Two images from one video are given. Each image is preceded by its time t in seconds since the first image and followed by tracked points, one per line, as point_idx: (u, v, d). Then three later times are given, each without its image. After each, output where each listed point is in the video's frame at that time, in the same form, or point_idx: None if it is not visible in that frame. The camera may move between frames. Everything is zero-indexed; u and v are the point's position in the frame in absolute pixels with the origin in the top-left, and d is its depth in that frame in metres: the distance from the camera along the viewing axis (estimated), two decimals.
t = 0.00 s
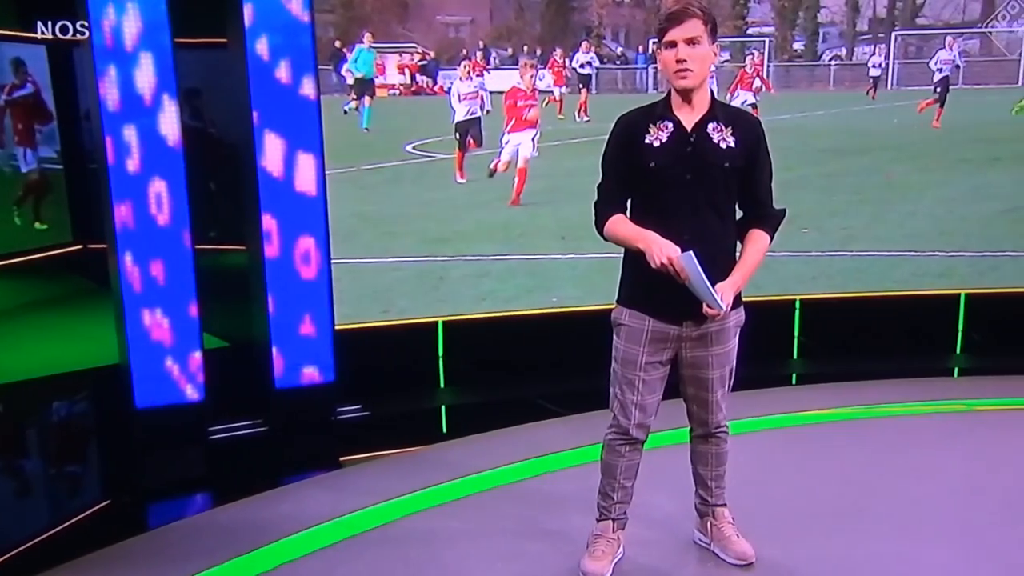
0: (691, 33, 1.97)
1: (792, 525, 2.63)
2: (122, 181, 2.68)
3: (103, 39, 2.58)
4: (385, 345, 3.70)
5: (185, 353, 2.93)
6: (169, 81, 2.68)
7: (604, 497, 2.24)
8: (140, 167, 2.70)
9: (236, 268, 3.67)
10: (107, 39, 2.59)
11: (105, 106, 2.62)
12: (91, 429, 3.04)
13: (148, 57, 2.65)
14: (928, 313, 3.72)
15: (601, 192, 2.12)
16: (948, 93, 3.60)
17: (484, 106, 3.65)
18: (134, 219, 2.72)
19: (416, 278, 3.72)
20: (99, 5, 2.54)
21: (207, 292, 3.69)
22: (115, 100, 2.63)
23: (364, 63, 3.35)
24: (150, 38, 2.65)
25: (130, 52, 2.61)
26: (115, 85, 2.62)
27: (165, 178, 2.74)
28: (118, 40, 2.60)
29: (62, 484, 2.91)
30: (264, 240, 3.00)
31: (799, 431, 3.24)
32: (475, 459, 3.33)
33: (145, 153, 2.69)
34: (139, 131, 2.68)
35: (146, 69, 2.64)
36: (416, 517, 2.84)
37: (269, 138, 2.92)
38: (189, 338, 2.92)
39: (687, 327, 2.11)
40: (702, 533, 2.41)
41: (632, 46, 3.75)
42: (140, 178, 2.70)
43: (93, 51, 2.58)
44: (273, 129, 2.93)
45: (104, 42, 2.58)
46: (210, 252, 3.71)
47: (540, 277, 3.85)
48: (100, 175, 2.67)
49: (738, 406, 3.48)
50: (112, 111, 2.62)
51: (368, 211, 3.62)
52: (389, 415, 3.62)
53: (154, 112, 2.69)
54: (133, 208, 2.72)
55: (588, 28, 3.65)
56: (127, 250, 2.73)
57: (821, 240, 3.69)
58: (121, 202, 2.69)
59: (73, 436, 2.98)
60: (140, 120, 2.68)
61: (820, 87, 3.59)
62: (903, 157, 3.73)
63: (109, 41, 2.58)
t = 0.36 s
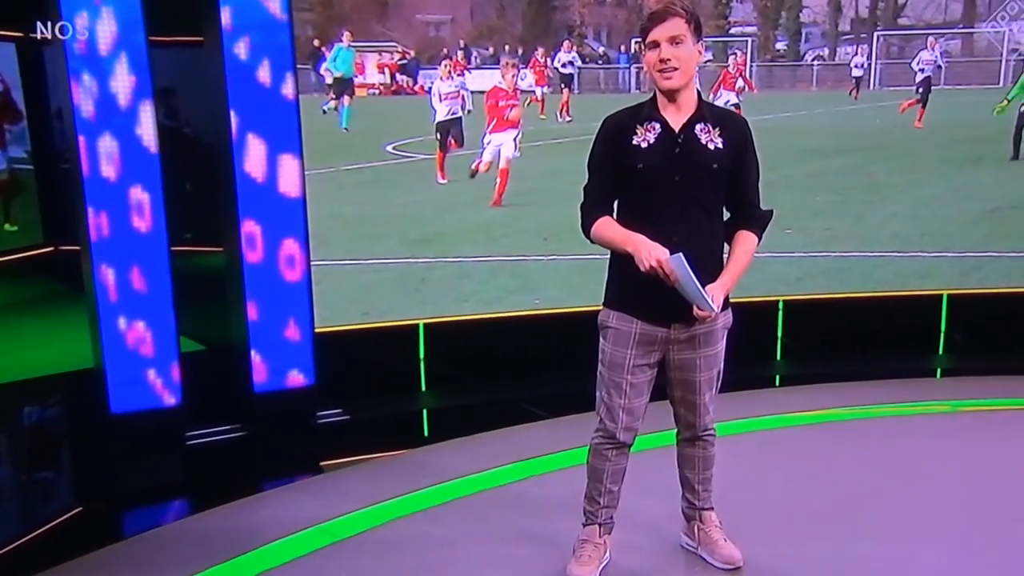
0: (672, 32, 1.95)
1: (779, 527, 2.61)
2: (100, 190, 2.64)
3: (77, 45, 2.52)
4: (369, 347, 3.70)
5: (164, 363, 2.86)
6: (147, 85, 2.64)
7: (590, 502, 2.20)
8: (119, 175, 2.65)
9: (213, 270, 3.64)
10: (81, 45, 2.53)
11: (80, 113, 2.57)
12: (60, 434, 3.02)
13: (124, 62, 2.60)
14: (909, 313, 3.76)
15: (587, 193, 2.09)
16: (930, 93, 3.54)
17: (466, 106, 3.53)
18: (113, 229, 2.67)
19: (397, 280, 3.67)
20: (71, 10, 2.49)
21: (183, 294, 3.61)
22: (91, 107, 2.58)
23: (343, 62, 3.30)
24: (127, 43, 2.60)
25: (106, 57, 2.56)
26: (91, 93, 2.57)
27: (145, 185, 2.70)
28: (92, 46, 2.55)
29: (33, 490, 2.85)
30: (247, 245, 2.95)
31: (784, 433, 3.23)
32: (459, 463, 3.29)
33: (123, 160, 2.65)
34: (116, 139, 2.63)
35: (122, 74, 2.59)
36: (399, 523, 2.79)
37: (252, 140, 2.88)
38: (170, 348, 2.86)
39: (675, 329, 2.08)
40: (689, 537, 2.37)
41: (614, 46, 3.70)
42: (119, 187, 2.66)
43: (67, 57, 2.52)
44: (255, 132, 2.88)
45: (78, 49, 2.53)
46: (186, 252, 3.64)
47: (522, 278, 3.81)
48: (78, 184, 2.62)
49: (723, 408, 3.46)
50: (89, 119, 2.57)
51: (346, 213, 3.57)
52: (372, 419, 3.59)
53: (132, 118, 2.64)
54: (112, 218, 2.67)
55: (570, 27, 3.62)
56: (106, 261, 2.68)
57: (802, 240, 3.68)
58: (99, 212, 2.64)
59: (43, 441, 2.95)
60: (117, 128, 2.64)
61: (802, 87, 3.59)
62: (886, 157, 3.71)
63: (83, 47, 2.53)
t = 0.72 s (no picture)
0: (666, 32, 1.92)
1: (768, 531, 2.59)
2: (79, 199, 2.57)
3: (52, 52, 2.46)
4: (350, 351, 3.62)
5: (147, 373, 2.81)
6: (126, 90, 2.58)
7: (578, 506, 2.18)
8: (99, 184, 2.59)
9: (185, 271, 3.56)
10: (56, 52, 2.47)
11: (58, 122, 2.50)
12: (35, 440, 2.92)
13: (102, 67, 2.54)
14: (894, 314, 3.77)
15: (573, 195, 2.07)
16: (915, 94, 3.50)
17: (449, 106, 3.49)
18: (93, 239, 2.61)
19: (380, 282, 3.63)
20: (45, 15, 2.42)
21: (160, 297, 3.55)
22: (69, 115, 2.52)
23: (324, 61, 3.25)
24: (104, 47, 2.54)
25: (83, 62, 2.50)
26: (69, 99, 2.50)
27: (126, 192, 2.64)
28: (69, 52, 2.48)
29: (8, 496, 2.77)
30: (232, 251, 2.90)
31: (771, 436, 3.21)
32: (444, 469, 3.25)
33: (103, 168, 2.59)
34: (97, 146, 2.57)
35: (101, 80, 2.53)
36: (383, 530, 2.74)
37: (235, 144, 2.82)
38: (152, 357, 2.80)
39: (663, 332, 2.05)
40: (679, 542, 2.35)
41: (598, 46, 3.67)
42: (100, 195, 2.60)
43: (42, 65, 2.46)
44: (239, 135, 2.83)
45: (54, 56, 2.47)
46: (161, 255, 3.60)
47: (506, 280, 3.76)
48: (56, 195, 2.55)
49: (710, 410, 3.45)
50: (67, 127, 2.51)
51: (328, 215, 3.50)
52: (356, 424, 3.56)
53: (113, 125, 2.58)
54: (92, 227, 2.61)
55: (554, 27, 3.58)
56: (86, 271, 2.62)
57: (787, 242, 3.64)
58: (80, 222, 2.58)
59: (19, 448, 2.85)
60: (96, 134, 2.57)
61: (787, 87, 3.55)
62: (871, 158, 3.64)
63: (58, 54, 2.47)
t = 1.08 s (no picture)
0: (654, 35, 1.90)
1: (758, 536, 2.57)
2: (60, 210, 2.54)
3: (29, 61, 2.42)
4: (331, 356, 3.54)
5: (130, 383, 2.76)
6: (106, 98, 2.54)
7: (568, 512, 2.15)
8: (81, 194, 2.55)
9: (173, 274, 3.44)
10: (33, 60, 2.43)
11: (37, 132, 2.47)
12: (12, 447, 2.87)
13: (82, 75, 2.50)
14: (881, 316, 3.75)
15: (562, 197, 2.05)
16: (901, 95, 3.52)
17: (432, 106, 3.47)
18: (75, 249, 2.58)
19: (365, 285, 3.58)
20: (20, 24, 2.39)
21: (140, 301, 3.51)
22: (48, 125, 2.48)
23: (306, 61, 3.17)
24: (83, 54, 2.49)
25: (62, 71, 2.46)
26: (47, 108, 2.46)
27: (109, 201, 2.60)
28: (47, 60, 2.44)
29: None
30: (219, 258, 2.88)
31: (758, 439, 3.20)
32: (429, 475, 3.20)
33: (85, 178, 2.55)
34: (77, 154, 2.53)
35: (82, 88, 2.49)
36: (368, 537, 2.70)
37: (220, 149, 2.80)
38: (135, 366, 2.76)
39: (652, 335, 2.02)
40: (670, 547, 2.32)
41: (583, 46, 3.62)
42: (82, 206, 2.56)
43: (18, 75, 2.42)
44: (224, 139, 2.80)
45: (32, 64, 2.42)
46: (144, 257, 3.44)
47: (492, 282, 3.70)
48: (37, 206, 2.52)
49: (697, 413, 3.43)
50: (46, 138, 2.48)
51: (312, 216, 3.47)
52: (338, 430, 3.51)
53: (93, 132, 2.54)
54: (73, 238, 2.57)
55: (538, 27, 3.52)
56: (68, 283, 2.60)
57: (775, 243, 3.64)
58: (60, 232, 2.55)
59: None
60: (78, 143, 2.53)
61: (773, 88, 3.54)
62: (854, 160, 3.73)
63: (34, 62, 2.42)
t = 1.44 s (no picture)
0: (643, 33, 1.86)
1: (748, 542, 2.54)
2: (42, 219, 2.56)
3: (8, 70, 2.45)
4: (320, 357, 3.55)
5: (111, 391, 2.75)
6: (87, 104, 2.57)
7: (558, 517, 2.12)
8: (62, 202, 2.58)
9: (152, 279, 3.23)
10: (13, 69, 2.46)
11: (15, 141, 2.49)
12: None
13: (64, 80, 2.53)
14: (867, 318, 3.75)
15: (551, 198, 2.02)
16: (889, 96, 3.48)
17: (418, 107, 3.40)
18: (55, 258, 2.60)
19: (350, 289, 3.50)
20: None
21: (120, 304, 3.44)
22: (26, 135, 2.51)
23: (289, 62, 3.16)
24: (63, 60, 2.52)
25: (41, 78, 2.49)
26: (26, 118, 2.49)
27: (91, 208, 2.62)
28: (27, 68, 2.47)
29: None
30: (206, 263, 2.86)
31: (747, 443, 3.17)
32: (414, 481, 3.15)
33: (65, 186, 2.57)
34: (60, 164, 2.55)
35: (63, 93, 2.52)
36: (352, 546, 2.65)
37: (207, 152, 2.78)
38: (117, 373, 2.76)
39: (642, 338, 1.98)
40: (661, 553, 2.29)
41: (570, 47, 3.61)
42: (63, 214, 2.58)
43: None
44: (209, 143, 2.79)
45: (11, 73, 2.46)
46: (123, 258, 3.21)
47: (478, 285, 3.66)
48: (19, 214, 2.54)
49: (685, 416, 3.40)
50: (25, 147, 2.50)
51: (296, 218, 3.37)
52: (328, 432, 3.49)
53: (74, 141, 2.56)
54: (54, 247, 2.59)
55: (524, 27, 3.51)
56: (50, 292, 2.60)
57: (763, 245, 3.60)
58: (42, 242, 2.57)
59: None
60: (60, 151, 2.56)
61: (761, 89, 3.51)
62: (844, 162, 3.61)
63: (13, 70, 2.46)
